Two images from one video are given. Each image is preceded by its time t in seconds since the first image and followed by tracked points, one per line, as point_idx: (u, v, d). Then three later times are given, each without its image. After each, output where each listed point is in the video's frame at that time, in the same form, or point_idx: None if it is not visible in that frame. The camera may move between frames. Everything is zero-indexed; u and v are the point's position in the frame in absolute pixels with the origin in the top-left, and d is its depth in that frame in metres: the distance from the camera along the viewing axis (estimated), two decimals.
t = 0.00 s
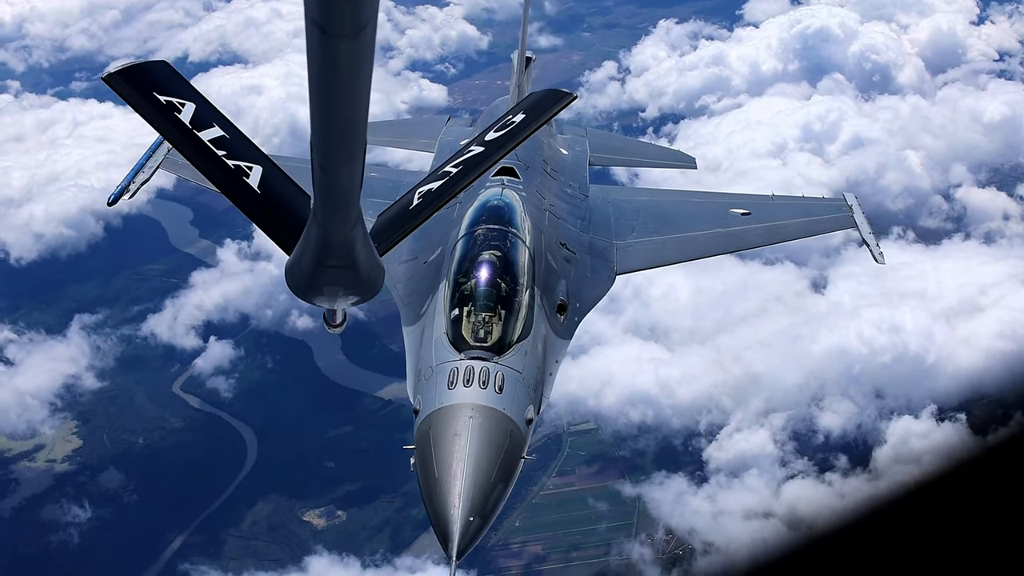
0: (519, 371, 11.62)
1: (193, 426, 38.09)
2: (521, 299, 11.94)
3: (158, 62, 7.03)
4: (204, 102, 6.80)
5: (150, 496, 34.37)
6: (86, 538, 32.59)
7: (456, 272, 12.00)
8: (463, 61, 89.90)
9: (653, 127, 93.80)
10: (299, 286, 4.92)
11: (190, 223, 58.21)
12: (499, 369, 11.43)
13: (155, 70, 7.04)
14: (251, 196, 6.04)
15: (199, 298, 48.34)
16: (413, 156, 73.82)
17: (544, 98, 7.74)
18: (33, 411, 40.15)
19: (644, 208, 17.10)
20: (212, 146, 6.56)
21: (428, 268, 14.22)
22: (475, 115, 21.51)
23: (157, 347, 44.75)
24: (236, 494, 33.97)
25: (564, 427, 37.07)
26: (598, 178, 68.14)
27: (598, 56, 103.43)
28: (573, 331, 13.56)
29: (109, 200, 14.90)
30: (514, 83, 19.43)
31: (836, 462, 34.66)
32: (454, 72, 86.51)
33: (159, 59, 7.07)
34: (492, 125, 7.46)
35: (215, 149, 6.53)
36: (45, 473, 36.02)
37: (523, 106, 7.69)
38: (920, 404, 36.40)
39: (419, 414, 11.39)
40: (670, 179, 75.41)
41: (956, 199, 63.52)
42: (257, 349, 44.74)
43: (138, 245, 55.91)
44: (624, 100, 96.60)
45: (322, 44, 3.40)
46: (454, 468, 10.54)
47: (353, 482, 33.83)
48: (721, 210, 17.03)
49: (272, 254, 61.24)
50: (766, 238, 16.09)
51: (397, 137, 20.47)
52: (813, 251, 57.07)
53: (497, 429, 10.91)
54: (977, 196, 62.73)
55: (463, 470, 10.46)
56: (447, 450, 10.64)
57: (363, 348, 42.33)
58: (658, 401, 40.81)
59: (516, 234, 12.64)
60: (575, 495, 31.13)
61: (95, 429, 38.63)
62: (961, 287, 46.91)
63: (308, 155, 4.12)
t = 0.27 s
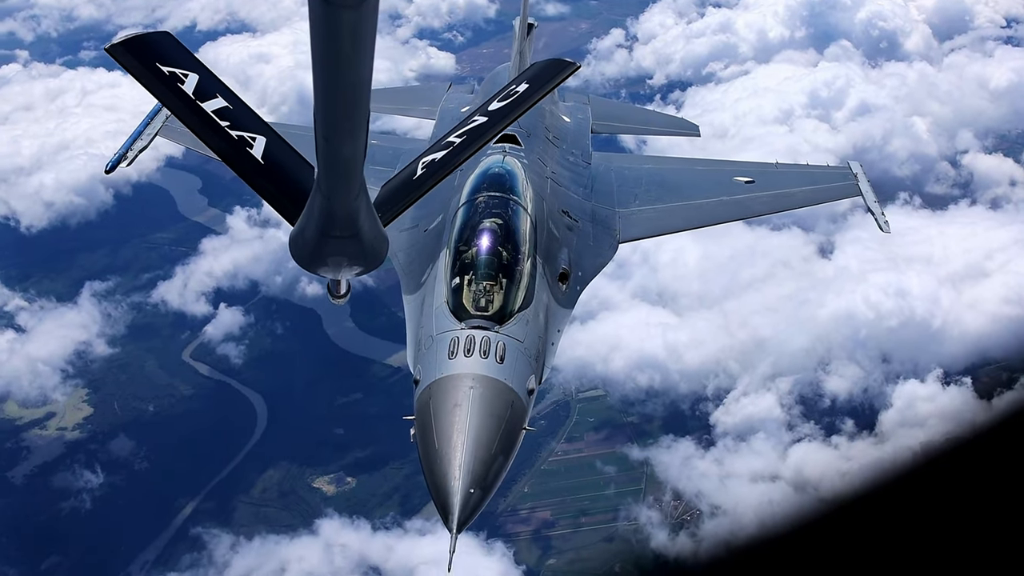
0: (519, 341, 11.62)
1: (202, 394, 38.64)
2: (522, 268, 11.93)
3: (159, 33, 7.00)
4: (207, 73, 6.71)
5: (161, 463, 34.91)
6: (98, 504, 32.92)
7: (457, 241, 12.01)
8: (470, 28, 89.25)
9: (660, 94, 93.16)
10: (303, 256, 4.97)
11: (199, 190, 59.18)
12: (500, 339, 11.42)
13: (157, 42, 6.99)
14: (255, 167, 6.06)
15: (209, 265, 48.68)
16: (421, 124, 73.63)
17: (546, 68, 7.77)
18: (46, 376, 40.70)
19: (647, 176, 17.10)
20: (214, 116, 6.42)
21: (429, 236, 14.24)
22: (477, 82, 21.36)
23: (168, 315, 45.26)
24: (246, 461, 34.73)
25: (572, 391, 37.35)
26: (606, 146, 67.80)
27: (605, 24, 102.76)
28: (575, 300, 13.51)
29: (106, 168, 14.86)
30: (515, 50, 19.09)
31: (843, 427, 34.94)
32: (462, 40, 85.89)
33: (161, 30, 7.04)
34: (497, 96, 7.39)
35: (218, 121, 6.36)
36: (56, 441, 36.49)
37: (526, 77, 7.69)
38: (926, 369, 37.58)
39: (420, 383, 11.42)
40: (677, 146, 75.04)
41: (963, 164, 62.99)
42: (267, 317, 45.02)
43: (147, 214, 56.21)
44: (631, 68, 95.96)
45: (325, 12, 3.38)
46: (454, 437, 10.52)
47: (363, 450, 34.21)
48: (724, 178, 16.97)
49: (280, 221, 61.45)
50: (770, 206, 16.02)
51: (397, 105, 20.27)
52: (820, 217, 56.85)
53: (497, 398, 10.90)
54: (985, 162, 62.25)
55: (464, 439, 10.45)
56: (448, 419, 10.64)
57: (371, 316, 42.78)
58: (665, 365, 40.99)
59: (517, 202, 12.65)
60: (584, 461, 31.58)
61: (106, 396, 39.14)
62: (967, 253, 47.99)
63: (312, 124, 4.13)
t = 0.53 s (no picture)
0: (518, 332, 11.67)
1: (211, 381, 39.01)
2: (521, 259, 11.98)
3: (164, 25, 7.24)
4: (211, 66, 7.01)
5: (170, 449, 35.20)
6: (107, 490, 33.25)
7: (455, 229, 12.04)
8: (477, 18, 89.38)
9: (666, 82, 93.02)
10: (307, 246, 5.04)
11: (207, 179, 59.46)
12: (498, 330, 11.48)
13: (161, 33, 7.24)
14: (259, 159, 6.14)
15: (217, 252, 48.99)
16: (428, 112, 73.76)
17: (550, 58, 8.03)
18: (55, 362, 41.10)
19: (647, 167, 17.10)
20: (218, 107, 6.70)
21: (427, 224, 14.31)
22: (476, 68, 21.32)
23: (177, 302, 45.65)
24: (256, 445, 35.15)
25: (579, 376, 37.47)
26: (613, 134, 67.76)
27: (612, 13, 102.62)
28: (573, 291, 13.56)
29: (99, 148, 14.89)
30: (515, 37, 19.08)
31: (847, 410, 35.32)
32: (469, 28, 85.97)
33: (166, 22, 7.28)
34: (500, 87, 7.50)
35: (220, 110, 6.67)
36: (65, 427, 36.85)
37: (529, 67, 7.91)
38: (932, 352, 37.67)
39: (416, 373, 11.44)
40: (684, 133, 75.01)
41: (969, 151, 62.84)
42: (275, 302, 45.11)
43: (155, 201, 56.52)
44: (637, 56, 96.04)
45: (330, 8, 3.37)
46: (452, 430, 10.56)
47: (370, 435, 34.35)
48: (725, 170, 16.96)
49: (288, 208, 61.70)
50: (771, 198, 15.99)
51: (396, 91, 20.45)
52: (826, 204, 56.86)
53: (495, 390, 10.94)
54: (990, 148, 62.07)
55: (462, 432, 10.49)
56: (445, 412, 10.67)
57: (379, 303, 42.97)
58: (671, 349, 41.13)
59: (517, 191, 12.71)
60: (591, 446, 31.75)
61: (114, 383, 39.63)
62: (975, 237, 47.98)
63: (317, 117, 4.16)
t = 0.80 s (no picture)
0: (513, 335, 11.81)
1: (215, 377, 39.26)
2: (516, 260, 12.14)
3: (161, 24, 7.33)
4: (209, 63, 7.05)
5: (174, 446, 35.32)
6: (112, 486, 33.38)
7: (451, 229, 12.20)
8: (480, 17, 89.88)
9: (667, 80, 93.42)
10: (305, 245, 5.15)
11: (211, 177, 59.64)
12: (493, 332, 11.59)
13: (158, 32, 7.32)
14: (260, 158, 6.26)
15: (222, 247, 49.16)
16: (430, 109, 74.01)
17: (548, 55, 8.03)
18: (61, 357, 41.27)
19: (643, 168, 17.14)
20: (216, 105, 6.75)
21: (421, 222, 14.46)
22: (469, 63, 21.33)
23: (182, 297, 45.90)
24: (261, 441, 35.17)
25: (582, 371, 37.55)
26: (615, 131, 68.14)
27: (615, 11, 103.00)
28: (568, 294, 13.68)
29: (89, 139, 15.08)
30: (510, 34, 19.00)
31: (849, 402, 36.21)
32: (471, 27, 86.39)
33: (162, 21, 7.37)
34: (499, 83, 7.59)
35: (220, 109, 6.68)
36: (70, 424, 36.99)
37: (527, 63, 7.95)
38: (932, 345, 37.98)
39: (409, 375, 11.51)
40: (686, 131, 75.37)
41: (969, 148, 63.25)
42: (279, 297, 45.25)
43: (159, 197, 56.71)
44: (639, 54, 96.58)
45: (327, 16, 3.48)
46: (444, 435, 10.62)
47: (374, 431, 34.45)
48: (722, 173, 16.98)
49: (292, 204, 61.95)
50: (767, 202, 15.99)
51: (389, 86, 20.43)
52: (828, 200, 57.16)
53: (489, 394, 11.03)
54: (989, 145, 62.52)
55: (454, 437, 10.54)
56: (438, 416, 10.73)
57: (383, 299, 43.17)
58: (673, 342, 41.29)
59: (513, 191, 12.91)
60: (594, 441, 31.72)
61: (119, 380, 39.79)
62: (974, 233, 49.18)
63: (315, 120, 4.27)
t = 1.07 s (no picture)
0: (512, 344, 11.88)
1: (222, 374, 39.49)
2: (515, 267, 12.18)
3: (160, 23, 7.33)
4: (207, 62, 7.04)
5: (182, 443, 35.53)
6: (120, 483, 33.61)
7: (449, 234, 12.26)
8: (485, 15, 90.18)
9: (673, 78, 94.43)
10: (304, 244, 5.22)
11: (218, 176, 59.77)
12: (491, 341, 11.66)
13: (158, 32, 7.32)
14: (257, 157, 6.30)
15: (229, 244, 49.41)
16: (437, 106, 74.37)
17: (545, 54, 7.96)
18: (70, 354, 41.54)
19: (643, 174, 17.16)
20: (214, 104, 6.77)
21: (418, 226, 14.55)
22: (467, 65, 21.43)
23: (190, 294, 46.18)
24: (268, 438, 35.36)
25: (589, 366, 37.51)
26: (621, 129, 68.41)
27: (620, 9, 103.27)
28: (567, 301, 13.69)
29: (82, 137, 15.29)
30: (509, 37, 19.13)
31: (853, 397, 36.35)
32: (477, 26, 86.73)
33: (162, 20, 7.36)
34: (498, 82, 7.58)
35: (219, 109, 6.71)
36: (79, 421, 37.23)
37: (526, 62, 7.92)
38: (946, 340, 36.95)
39: (406, 383, 11.61)
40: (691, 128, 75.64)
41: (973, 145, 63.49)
42: (286, 294, 45.49)
43: (167, 194, 57.01)
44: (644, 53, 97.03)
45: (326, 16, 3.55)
46: (442, 446, 10.67)
47: (381, 428, 34.51)
48: (721, 180, 16.98)
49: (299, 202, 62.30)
50: (766, 210, 15.96)
51: (387, 87, 20.49)
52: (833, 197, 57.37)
53: (487, 404, 11.09)
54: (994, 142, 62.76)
55: (452, 448, 10.60)
56: (436, 426, 10.80)
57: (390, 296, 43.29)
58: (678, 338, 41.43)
59: (512, 196, 12.97)
60: (600, 438, 31.83)
61: (127, 378, 40.01)
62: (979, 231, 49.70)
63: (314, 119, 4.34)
